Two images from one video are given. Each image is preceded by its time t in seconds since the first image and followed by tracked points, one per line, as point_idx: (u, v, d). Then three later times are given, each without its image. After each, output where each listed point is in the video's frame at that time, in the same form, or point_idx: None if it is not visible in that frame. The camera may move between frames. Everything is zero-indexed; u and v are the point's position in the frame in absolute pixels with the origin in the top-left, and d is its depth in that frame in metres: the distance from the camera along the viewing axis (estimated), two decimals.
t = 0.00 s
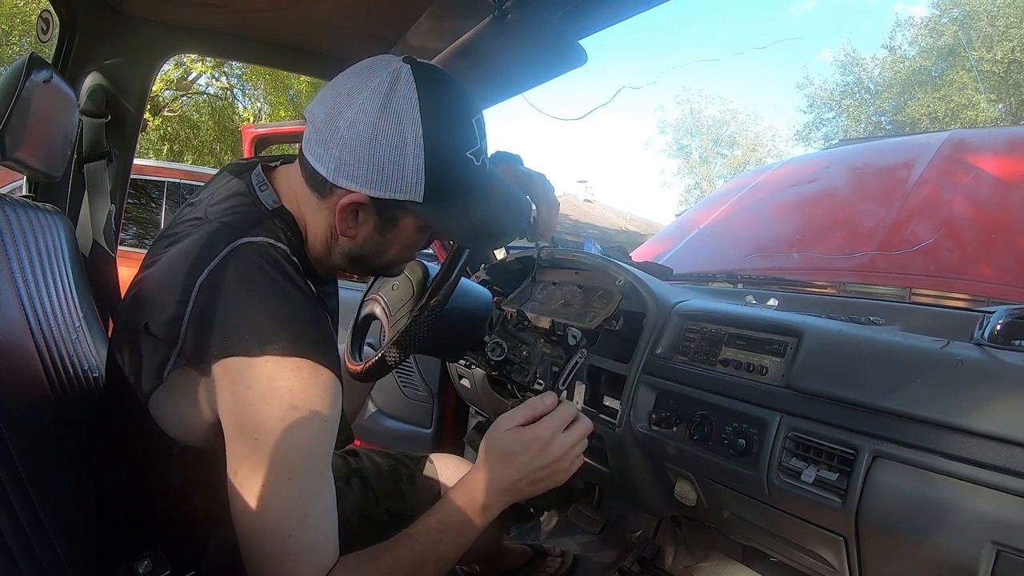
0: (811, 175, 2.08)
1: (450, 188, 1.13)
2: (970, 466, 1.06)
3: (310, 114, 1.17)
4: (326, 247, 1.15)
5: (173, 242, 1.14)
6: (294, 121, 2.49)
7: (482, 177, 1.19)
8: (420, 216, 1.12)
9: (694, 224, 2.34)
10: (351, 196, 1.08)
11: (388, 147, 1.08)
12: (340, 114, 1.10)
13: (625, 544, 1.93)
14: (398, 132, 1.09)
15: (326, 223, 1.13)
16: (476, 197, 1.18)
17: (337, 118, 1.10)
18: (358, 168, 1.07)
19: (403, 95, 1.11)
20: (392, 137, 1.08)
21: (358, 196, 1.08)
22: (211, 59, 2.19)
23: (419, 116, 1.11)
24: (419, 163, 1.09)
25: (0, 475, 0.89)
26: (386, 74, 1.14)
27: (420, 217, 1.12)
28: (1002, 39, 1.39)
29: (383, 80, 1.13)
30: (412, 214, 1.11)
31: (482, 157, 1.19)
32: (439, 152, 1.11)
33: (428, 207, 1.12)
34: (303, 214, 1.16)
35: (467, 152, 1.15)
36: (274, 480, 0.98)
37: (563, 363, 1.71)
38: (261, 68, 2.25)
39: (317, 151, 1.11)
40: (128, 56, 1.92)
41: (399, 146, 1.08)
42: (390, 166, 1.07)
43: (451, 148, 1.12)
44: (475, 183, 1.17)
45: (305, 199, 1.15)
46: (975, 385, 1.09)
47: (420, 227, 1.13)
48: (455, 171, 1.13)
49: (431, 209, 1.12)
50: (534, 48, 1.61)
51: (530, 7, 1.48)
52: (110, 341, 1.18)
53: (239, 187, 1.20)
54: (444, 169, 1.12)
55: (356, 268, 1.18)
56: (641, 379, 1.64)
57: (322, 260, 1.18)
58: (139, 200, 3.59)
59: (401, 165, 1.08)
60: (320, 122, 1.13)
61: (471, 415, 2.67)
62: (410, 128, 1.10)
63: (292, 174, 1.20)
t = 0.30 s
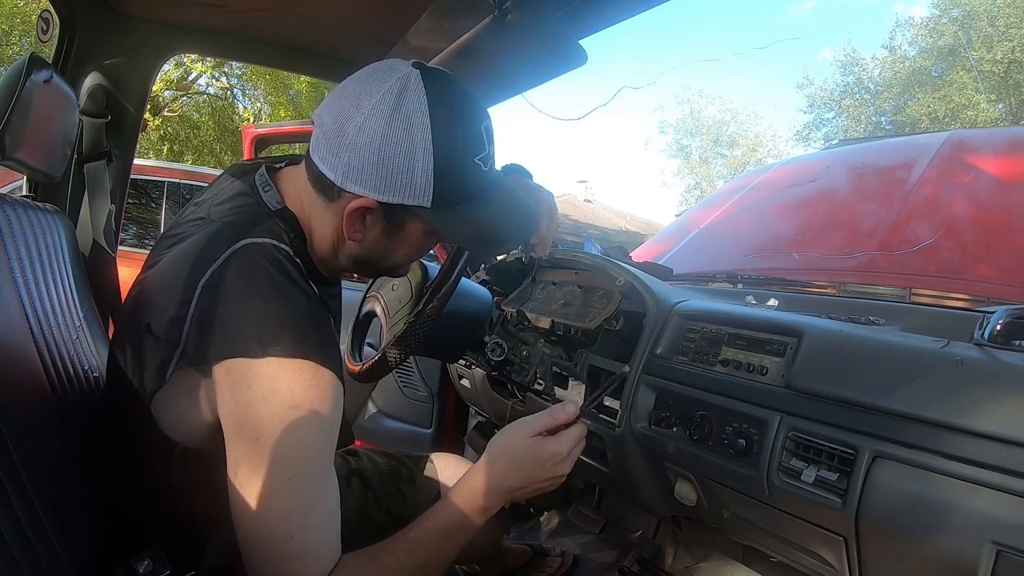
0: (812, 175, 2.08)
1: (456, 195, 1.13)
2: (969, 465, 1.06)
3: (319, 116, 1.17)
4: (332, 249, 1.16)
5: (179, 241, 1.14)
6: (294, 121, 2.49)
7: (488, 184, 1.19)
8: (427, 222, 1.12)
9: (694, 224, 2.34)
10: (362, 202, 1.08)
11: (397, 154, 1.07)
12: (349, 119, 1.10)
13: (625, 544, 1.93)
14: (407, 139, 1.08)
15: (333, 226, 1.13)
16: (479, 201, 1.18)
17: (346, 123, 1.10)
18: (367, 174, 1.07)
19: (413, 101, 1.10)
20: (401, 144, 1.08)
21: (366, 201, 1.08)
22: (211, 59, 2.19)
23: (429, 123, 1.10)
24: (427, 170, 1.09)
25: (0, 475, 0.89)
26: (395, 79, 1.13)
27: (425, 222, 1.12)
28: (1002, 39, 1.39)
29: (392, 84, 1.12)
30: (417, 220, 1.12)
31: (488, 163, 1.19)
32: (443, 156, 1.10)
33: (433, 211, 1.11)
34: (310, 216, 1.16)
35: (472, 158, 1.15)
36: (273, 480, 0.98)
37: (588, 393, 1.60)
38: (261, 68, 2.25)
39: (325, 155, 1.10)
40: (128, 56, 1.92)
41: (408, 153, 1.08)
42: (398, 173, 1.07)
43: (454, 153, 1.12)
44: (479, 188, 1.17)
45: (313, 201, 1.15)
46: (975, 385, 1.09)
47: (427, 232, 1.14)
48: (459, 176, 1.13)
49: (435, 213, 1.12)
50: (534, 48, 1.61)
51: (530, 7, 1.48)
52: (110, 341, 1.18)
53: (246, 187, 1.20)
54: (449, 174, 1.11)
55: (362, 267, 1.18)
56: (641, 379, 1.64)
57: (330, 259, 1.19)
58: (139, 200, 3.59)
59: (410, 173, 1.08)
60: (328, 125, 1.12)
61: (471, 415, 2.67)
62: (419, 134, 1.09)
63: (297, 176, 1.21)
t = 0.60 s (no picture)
0: (812, 175, 2.08)
1: (447, 182, 1.13)
2: (970, 466, 1.06)
3: (305, 111, 1.17)
4: (327, 244, 1.16)
5: (172, 240, 1.14)
6: (294, 121, 2.49)
7: (477, 168, 1.20)
8: (420, 208, 1.12)
9: (694, 224, 2.34)
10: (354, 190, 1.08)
11: (381, 140, 1.07)
12: (332, 110, 1.10)
13: (625, 544, 1.93)
14: (390, 124, 1.08)
15: (327, 218, 1.13)
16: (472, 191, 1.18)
17: (330, 114, 1.10)
18: (354, 164, 1.07)
19: (394, 87, 1.10)
20: (385, 130, 1.08)
21: (356, 190, 1.08)
22: (211, 59, 2.18)
23: (411, 106, 1.10)
24: (414, 154, 1.09)
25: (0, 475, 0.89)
26: (377, 69, 1.13)
27: (418, 210, 1.12)
28: (1002, 40, 1.39)
29: (373, 73, 1.12)
30: (409, 208, 1.12)
31: (476, 145, 1.19)
32: (433, 144, 1.10)
33: (425, 198, 1.11)
34: (302, 211, 1.16)
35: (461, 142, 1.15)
36: (271, 479, 0.98)
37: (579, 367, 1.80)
38: (261, 68, 2.25)
39: (313, 148, 1.11)
40: (128, 56, 1.92)
41: (393, 138, 1.08)
42: (384, 158, 1.07)
43: (446, 142, 1.12)
44: (469, 175, 1.17)
45: (303, 195, 1.15)
46: (976, 385, 1.09)
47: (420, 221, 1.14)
48: (450, 164, 1.13)
49: (427, 199, 1.12)
50: (534, 49, 1.61)
51: (531, 8, 1.49)
52: (110, 341, 1.18)
53: (239, 186, 1.20)
54: (440, 160, 1.11)
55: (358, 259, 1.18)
56: (641, 379, 1.64)
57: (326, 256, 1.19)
58: (139, 200, 3.59)
59: (396, 158, 1.08)
60: (313, 119, 1.13)
61: (471, 415, 2.67)
62: (402, 118, 1.09)
63: (289, 172, 1.20)
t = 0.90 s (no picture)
0: (812, 175, 2.08)
1: (440, 171, 1.13)
2: (969, 465, 1.06)
3: (288, 110, 1.17)
4: (320, 244, 1.16)
5: (166, 241, 1.15)
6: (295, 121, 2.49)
7: (467, 152, 1.19)
8: (411, 201, 1.11)
9: (694, 224, 2.34)
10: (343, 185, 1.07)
11: (364, 133, 1.07)
12: (313, 107, 1.10)
13: (625, 544, 1.93)
14: (372, 116, 1.08)
15: (318, 215, 1.13)
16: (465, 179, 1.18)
17: (312, 111, 1.10)
18: (339, 159, 1.07)
19: (373, 78, 1.10)
20: (367, 123, 1.07)
21: (344, 185, 1.07)
22: (211, 59, 2.18)
23: (391, 96, 1.09)
24: (398, 142, 1.08)
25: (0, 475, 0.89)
26: (356, 60, 1.12)
27: (409, 203, 1.12)
28: (1002, 40, 1.39)
29: (351, 65, 1.12)
30: (400, 202, 1.11)
31: (465, 129, 1.19)
32: (423, 133, 1.10)
33: (415, 189, 1.11)
34: (293, 209, 1.16)
35: (449, 129, 1.14)
36: (266, 480, 0.98)
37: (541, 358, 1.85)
38: (262, 69, 2.24)
39: (297, 146, 1.11)
40: (128, 56, 1.93)
41: (375, 130, 1.07)
42: (367, 150, 1.07)
43: (433, 127, 1.11)
44: (460, 161, 1.17)
45: (293, 193, 1.15)
46: (976, 384, 1.08)
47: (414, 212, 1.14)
48: (441, 150, 1.13)
49: (417, 191, 1.11)
50: (534, 50, 1.60)
51: (532, 8, 1.49)
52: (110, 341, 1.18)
53: (233, 186, 1.21)
54: (431, 148, 1.11)
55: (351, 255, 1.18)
56: (640, 379, 1.64)
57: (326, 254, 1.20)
58: (139, 200, 3.58)
59: (380, 148, 1.07)
60: (296, 117, 1.12)
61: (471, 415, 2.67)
62: (383, 109, 1.09)
63: (277, 172, 1.21)
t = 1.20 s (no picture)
0: (812, 175, 2.08)
1: (430, 160, 1.12)
2: (969, 466, 1.06)
3: (281, 102, 1.19)
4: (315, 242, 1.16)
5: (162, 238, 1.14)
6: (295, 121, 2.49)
7: (458, 142, 1.18)
8: (401, 191, 1.10)
9: (694, 224, 2.34)
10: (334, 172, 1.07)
11: (353, 120, 1.07)
12: (305, 96, 1.11)
13: (625, 544, 1.93)
14: (362, 103, 1.08)
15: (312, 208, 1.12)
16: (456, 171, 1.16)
17: (304, 101, 1.11)
18: (329, 146, 1.07)
19: (364, 67, 1.10)
20: (357, 110, 1.08)
21: (334, 173, 1.07)
22: (212, 60, 2.18)
23: (380, 83, 1.10)
24: (387, 127, 1.08)
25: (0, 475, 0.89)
26: (347, 50, 1.13)
27: (400, 192, 1.10)
28: (1002, 40, 1.39)
29: (343, 55, 1.12)
30: (391, 190, 1.09)
31: (457, 119, 1.18)
32: (416, 122, 1.10)
33: (404, 178, 1.10)
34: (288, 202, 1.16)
35: (439, 118, 1.14)
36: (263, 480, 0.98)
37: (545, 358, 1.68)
38: (262, 69, 2.24)
39: (290, 136, 1.12)
40: (128, 56, 1.93)
41: (365, 116, 1.07)
42: (356, 136, 1.07)
43: (422, 114, 1.11)
44: (450, 150, 1.16)
45: (288, 184, 1.15)
46: (976, 384, 1.08)
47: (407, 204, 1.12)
48: (430, 140, 1.12)
49: (407, 179, 1.10)
50: (534, 50, 1.60)
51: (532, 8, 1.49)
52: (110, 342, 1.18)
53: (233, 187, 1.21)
54: (420, 136, 1.11)
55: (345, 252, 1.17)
56: (640, 379, 1.64)
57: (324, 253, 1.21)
58: (139, 200, 3.58)
59: (370, 133, 1.07)
60: (289, 108, 1.14)
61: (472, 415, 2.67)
62: (372, 96, 1.09)
63: (270, 172, 1.21)
